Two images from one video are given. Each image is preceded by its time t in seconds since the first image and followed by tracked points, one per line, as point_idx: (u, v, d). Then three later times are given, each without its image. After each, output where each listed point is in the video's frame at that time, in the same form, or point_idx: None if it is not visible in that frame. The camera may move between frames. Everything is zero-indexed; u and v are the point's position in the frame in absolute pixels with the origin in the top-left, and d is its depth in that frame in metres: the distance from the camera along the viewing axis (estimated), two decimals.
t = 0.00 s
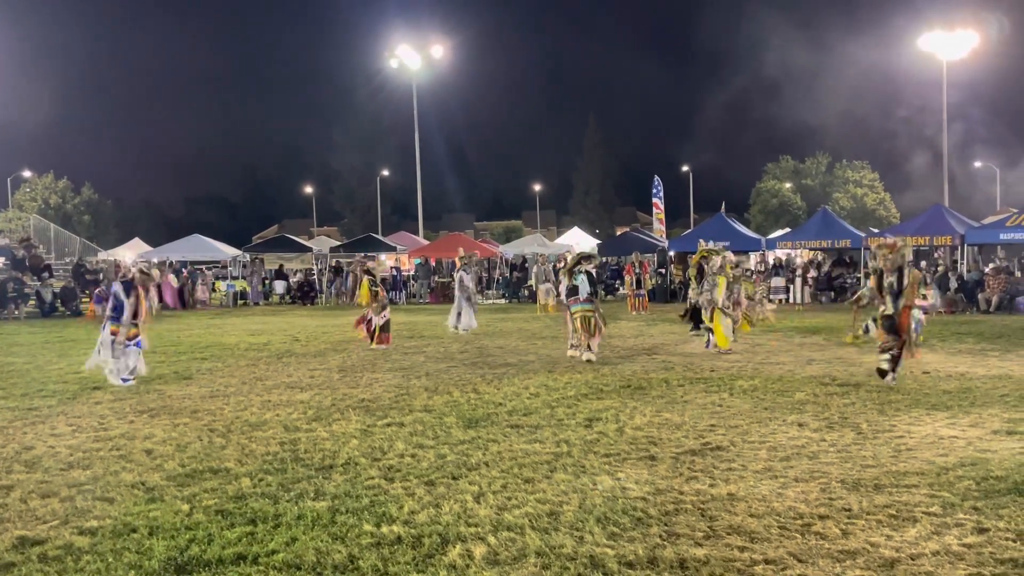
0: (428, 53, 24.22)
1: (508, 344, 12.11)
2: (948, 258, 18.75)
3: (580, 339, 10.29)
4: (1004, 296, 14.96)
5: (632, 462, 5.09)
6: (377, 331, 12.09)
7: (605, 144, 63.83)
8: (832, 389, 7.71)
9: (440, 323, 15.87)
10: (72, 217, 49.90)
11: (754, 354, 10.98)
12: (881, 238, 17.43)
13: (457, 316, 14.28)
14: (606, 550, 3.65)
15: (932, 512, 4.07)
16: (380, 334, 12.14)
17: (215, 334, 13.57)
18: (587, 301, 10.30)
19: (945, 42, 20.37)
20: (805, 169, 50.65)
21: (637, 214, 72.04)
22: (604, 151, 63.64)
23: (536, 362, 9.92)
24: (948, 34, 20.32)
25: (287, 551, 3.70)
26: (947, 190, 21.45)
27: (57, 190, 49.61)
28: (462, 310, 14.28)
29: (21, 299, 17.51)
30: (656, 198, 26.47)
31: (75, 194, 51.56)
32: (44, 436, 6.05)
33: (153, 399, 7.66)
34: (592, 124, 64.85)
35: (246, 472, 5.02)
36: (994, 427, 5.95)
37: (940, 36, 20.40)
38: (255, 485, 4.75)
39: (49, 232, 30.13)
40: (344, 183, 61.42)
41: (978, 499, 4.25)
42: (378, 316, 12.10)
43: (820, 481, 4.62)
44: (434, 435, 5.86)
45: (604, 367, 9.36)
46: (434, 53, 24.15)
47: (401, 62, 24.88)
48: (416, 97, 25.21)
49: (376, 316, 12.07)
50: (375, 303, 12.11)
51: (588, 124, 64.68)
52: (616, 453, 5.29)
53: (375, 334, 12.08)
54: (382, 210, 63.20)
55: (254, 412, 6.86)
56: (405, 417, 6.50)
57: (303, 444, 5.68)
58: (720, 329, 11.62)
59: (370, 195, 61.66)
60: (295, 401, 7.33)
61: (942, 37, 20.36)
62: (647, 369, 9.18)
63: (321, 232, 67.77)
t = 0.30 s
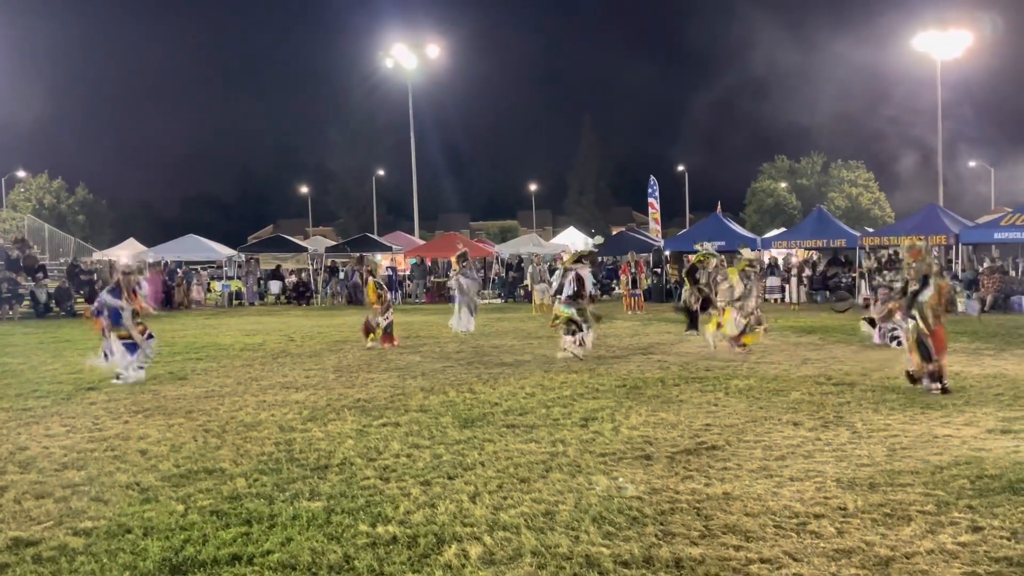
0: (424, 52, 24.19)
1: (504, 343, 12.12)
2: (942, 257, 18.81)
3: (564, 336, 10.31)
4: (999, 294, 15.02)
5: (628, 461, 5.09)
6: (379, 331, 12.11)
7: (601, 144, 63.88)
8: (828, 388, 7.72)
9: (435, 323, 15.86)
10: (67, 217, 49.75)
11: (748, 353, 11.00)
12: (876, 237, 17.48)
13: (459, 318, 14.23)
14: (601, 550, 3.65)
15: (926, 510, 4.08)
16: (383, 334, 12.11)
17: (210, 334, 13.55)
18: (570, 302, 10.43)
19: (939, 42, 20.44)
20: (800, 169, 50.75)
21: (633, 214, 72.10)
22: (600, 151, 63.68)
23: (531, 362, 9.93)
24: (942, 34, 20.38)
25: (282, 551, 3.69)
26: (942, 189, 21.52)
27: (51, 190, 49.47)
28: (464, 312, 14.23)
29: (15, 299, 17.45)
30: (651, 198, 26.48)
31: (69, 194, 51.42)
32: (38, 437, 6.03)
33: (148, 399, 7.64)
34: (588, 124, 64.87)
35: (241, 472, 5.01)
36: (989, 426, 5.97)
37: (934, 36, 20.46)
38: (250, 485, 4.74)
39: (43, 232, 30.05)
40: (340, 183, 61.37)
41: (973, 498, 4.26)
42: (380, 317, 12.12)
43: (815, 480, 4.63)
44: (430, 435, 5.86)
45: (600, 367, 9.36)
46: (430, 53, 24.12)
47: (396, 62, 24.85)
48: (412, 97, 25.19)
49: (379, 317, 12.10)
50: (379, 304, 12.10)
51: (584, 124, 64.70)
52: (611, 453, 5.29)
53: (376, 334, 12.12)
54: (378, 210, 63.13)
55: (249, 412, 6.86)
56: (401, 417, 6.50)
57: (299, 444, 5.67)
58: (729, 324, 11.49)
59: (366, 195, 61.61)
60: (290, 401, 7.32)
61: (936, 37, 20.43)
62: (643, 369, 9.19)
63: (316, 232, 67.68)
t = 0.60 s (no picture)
0: (420, 52, 24.17)
1: (500, 343, 12.11)
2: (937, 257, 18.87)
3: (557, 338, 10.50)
4: (994, 294, 15.07)
5: (623, 461, 5.09)
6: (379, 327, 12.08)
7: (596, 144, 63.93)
8: (823, 388, 7.74)
9: (431, 323, 15.83)
10: (61, 217, 49.59)
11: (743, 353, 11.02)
12: (871, 237, 17.52)
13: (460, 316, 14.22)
14: (596, 549, 3.65)
15: (922, 509, 4.09)
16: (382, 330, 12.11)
17: (204, 334, 13.51)
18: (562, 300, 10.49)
19: (934, 42, 20.50)
20: (795, 169, 50.85)
21: (629, 214, 72.17)
22: (596, 151, 63.72)
23: (528, 361, 9.93)
24: (936, 34, 20.44)
25: (278, 552, 3.68)
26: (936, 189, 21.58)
27: (46, 190, 49.30)
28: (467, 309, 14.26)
29: (9, 300, 17.37)
30: (647, 197, 26.51)
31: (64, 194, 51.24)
32: (32, 438, 6.00)
33: (142, 400, 7.60)
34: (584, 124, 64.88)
35: (236, 472, 4.99)
36: (984, 425, 5.99)
37: (929, 36, 20.53)
38: (246, 485, 4.73)
39: (38, 232, 29.95)
40: (336, 183, 61.29)
41: (968, 496, 4.27)
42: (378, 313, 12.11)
43: (810, 479, 4.64)
44: (425, 435, 5.85)
45: (596, 366, 9.36)
46: (425, 52, 24.10)
47: (391, 62, 24.82)
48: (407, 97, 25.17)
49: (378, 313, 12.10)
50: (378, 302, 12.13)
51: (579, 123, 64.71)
52: (607, 452, 5.29)
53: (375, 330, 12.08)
54: (373, 209, 63.04)
55: (245, 412, 6.84)
56: (396, 417, 6.49)
57: (294, 444, 5.66)
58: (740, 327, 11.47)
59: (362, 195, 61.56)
60: (285, 401, 7.31)
61: (930, 37, 20.49)
62: (639, 368, 9.20)
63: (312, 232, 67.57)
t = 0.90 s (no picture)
0: (416, 52, 24.16)
1: (496, 343, 12.11)
2: (933, 257, 18.91)
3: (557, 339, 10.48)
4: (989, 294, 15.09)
5: (619, 461, 5.10)
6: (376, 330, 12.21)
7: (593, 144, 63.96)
8: (819, 387, 7.76)
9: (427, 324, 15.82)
10: (56, 218, 49.46)
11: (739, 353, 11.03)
12: (867, 236, 17.56)
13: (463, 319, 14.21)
14: (592, 549, 3.65)
15: (917, 509, 4.10)
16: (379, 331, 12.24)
17: (200, 334, 13.48)
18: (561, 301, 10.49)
19: (928, 42, 20.55)
20: (791, 169, 50.90)
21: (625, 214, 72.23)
22: (592, 151, 63.75)
23: (524, 362, 9.93)
24: (931, 34, 20.50)
25: (274, 552, 3.68)
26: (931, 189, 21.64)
27: (41, 190, 49.18)
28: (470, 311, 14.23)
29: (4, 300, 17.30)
30: (643, 197, 26.54)
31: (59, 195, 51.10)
32: (27, 439, 5.98)
33: (138, 400, 7.59)
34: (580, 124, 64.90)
35: (232, 473, 4.98)
36: (978, 425, 6.01)
37: (924, 36, 20.58)
38: (242, 486, 4.72)
39: (33, 232, 29.88)
40: (332, 183, 61.24)
41: (963, 496, 4.29)
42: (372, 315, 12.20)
43: (806, 479, 4.65)
44: (422, 435, 5.85)
45: (593, 367, 9.36)
46: (422, 52, 24.09)
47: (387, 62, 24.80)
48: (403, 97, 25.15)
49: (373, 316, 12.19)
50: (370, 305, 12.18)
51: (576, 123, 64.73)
52: (603, 452, 5.29)
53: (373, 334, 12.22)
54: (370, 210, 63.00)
55: (241, 413, 6.83)
56: (393, 417, 6.49)
57: (290, 445, 5.65)
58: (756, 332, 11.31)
59: (358, 195, 61.52)
60: (281, 402, 7.31)
61: (925, 37, 20.54)
62: (635, 368, 9.20)
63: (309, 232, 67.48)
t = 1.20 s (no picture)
0: (413, 52, 24.14)
1: (493, 344, 12.11)
2: (929, 258, 18.93)
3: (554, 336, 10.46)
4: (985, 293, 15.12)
5: (616, 461, 5.10)
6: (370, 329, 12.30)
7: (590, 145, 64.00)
8: (815, 387, 7.77)
9: (424, 324, 15.81)
10: (52, 218, 49.33)
11: (736, 353, 11.05)
12: (863, 236, 17.59)
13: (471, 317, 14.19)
14: (589, 550, 3.65)
15: (913, 508, 4.11)
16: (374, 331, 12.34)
17: (196, 335, 13.45)
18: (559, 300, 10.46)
19: (924, 43, 20.61)
20: (787, 169, 50.99)
21: (622, 214, 72.31)
22: (589, 151, 63.80)
23: (520, 362, 9.94)
24: (927, 34, 20.56)
25: (269, 553, 3.67)
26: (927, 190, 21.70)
27: (37, 191, 49.06)
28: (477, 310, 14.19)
29: None
30: (640, 198, 26.56)
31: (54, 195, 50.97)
32: (23, 440, 5.96)
33: (135, 401, 7.59)
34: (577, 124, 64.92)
35: (228, 474, 4.97)
36: (974, 424, 6.03)
37: (920, 37, 20.63)
38: (238, 487, 4.71)
39: (29, 233, 29.82)
40: (329, 184, 61.19)
41: (959, 495, 4.30)
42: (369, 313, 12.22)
43: (802, 479, 4.66)
44: (418, 436, 5.85)
45: (590, 367, 9.37)
46: (419, 53, 24.07)
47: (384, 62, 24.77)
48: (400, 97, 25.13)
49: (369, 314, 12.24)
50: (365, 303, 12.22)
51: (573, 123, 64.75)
52: (600, 453, 5.29)
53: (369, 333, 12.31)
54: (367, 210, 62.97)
55: (237, 413, 6.81)
56: (389, 418, 6.50)
57: (286, 446, 5.64)
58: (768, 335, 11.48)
59: (355, 196, 61.47)
60: (278, 402, 7.29)
61: (920, 38, 20.60)
62: (632, 369, 9.21)
63: (305, 233, 67.42)
